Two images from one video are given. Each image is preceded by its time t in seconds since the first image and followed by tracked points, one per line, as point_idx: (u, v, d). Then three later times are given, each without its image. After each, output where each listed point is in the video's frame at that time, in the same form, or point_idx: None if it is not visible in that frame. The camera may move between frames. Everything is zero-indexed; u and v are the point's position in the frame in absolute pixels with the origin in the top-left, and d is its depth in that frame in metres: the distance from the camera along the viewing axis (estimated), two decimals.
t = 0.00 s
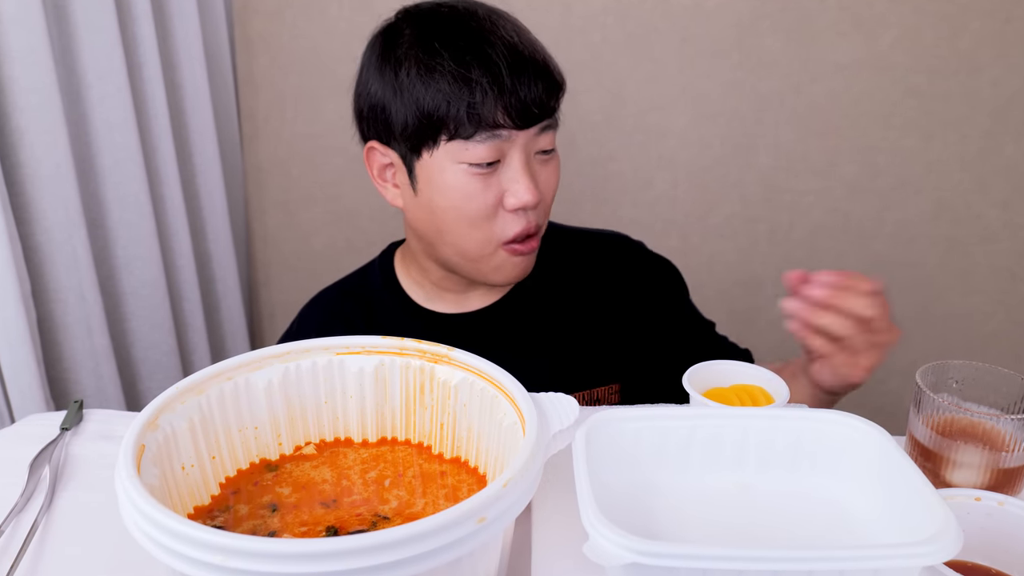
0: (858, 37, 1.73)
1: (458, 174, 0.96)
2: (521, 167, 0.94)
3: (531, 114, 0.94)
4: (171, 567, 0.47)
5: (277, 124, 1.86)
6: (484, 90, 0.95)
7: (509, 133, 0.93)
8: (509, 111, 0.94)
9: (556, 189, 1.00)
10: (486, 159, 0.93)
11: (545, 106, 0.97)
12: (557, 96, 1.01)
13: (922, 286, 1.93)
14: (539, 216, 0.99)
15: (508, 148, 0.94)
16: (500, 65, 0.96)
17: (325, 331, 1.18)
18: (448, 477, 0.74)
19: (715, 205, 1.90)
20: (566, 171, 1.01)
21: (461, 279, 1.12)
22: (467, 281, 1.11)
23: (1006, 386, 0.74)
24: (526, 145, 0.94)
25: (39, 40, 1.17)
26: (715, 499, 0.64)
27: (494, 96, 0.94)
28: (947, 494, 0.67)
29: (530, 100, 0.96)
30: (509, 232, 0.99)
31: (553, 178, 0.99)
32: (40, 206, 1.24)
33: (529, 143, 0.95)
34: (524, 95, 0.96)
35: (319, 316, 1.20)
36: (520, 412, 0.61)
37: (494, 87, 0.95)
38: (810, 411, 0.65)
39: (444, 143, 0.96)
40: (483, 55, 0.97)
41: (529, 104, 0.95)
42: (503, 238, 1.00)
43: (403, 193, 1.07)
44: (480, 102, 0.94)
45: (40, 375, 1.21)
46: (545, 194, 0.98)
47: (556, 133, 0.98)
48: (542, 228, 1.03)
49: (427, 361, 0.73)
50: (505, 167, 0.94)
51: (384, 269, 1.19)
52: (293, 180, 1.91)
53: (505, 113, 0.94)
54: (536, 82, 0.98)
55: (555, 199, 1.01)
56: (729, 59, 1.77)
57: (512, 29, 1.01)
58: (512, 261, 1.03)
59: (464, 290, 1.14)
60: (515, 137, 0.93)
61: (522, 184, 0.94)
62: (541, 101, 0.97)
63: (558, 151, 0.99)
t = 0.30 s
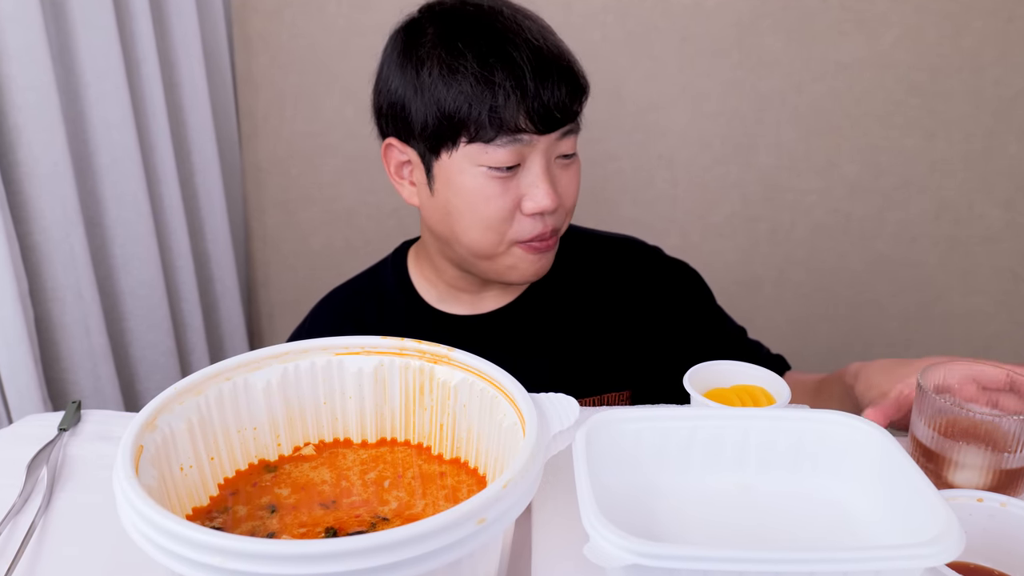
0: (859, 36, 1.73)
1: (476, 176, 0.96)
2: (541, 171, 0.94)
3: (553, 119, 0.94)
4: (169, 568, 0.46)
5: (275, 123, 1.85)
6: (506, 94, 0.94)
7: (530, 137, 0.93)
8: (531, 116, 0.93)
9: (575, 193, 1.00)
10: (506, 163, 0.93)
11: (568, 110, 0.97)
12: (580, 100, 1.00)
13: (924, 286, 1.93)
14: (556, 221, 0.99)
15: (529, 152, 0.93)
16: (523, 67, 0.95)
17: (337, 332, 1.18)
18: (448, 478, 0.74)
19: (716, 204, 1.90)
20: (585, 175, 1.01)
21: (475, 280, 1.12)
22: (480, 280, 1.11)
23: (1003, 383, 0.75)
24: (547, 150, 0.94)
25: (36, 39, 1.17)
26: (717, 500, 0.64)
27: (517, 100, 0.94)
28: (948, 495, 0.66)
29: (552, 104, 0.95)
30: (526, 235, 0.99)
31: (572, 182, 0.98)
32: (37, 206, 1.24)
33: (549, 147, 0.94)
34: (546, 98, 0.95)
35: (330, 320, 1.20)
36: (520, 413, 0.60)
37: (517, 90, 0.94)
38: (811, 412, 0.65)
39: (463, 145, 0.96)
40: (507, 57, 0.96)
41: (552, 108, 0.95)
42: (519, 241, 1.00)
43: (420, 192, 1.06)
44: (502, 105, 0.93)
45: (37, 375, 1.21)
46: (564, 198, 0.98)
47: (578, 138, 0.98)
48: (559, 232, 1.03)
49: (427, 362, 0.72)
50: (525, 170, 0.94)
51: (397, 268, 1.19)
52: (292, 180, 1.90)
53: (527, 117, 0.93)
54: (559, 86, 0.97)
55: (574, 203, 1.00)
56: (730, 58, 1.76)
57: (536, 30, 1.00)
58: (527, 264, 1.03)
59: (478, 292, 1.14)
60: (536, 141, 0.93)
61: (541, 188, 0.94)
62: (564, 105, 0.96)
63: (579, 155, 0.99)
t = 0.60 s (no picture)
0: (861, 35, 1.73)
1: (455, 162, 0.96)
2: (521, 160, 0.92)
3: (531, 105, 0.92)
4: (169, 570, 0.46)
5: (275, 122, 1.85)
6: (485, 79, 0.94)
7: (507, 124, 0.92)
8: (504, 98, 0.93)
9: (565, 190, 0.96)
10: (485, 148, 0.93)
11: (551, 96, 0.95)
12: (573, 87, 0.98)
13: (926, 285, 1.92)
14: (538, 215, 0.97)
15: (509, 139, 0.93)
16: (510, 54, 0.96)
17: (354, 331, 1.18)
18: (447, 479, 0.74)
19: (716, 204, 1.90)
20: (579, 173, 0.97)
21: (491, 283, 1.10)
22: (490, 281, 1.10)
23: (998, 373, 0.74)
24: (529, 139, 0.92)
25: (34, 37, 1.17)
26: (719, 501, 0.64)
27: (494, 84, 0.94)
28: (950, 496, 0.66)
29: (533, 89, 0.94)
30: (504, 228, 0.97)
31: (560, 178, 0.95)
32: (35, 205, 1.24)
33: (533, 137, 0.93)
34: (526, 82, 0.94)
35: (349, 313, 1.20)
36: (520, 414, 0.60)
37: (496, 75, 0.94)
38: (812, 412, 0.65)
39: (444, 130, 0.97)
40: (492, 43, 0.97)
41: (531, 93, 0.93)
42: (499, 233, 0.98)
43: (420, 179, 1.08)
44: (477, 88, 0.94)
45: (35, 376, 1.21)
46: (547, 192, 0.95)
47: (572, 132, 0.95)
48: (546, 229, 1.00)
49: (427, 362, 0.72)
50: (502, 159, 0.93)
51: (419, 267, 1.19)
52: (292, 180, 1.90)
53: (500, 100, 0.93)
54: (546, 71, 0.96)
55: (563, 200, 0.97)
56: (730, 57, 1.76)
57: (533, 19, 1.00)
58: (510, 260, 1.01)
59: (496, 293, 1.12)
60: (515, 128, 0.92)
61: (517, 178, 0.92)
62: (547, 91, 0.95)
63: (573, 151, 0.96)
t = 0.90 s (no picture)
0: (862, 34, 1.72)
1: (447, 152, 0.96)
2: (509, 150, 0.92)
3: (516, 95, 0.92)
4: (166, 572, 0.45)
5: (274, 121, 1.85)
6: (470, 70, 0.95)
7: (494, 113, 0.92)
8: (488, 88, 0.93)
9: (556, 182, 0.95)
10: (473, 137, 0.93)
11: (538, 86, 0.94)
12: (564, 75, 0.96)
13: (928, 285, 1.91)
14: (528, 206, 0.96)
15: (497, 129, 0.92)
16: (498, 44, 0.95)
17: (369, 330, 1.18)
18: (446, 480, 0.73)
19: (716, 203, 1.89)
20: (574, 165, 0.96)
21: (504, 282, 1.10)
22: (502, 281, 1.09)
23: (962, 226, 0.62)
24: (518, 130, 0.92)
25: (31, 35, 1.16)
26: (721, 501, 0.63)
27: (479, 75, 0.94)
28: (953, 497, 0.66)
29: (518, 79, 0.93)
30: (495, 219, 0.97)
31: (550, 169, 0.94)
32: (33, 205, 1.23)
33: (522, 127, 0.92)
34: (511, 72, 0.93)
35: (361, 313, 1.20)
36: (520, 414, 0.59)
37: (483, 66, 0.94)
38: (813, 413, 0.65)
39: (436, 121, 0.98)
40: (483, 34, 0.97)
41: (516, 83, 0.93)
42: (490, 225, 0.98)
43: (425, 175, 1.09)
44: (462, 79, 0.95)
45: (33, 376, 1.21)
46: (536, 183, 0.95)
47: (563, 122, 0.94)
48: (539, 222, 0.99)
49: (426, 362, 0.72)
50: (491, 149, 0.93)
51: (436, 268, 1.18)
52: (292, 179, 1.90)
53: (484, 91, 0.93)
54: (534, 60, 0.95)
55: (555, 192, 0.96)
56: (730, 56, 1.76)
57: (529, 9, 0.99)
58: (503, 253, 1.00)
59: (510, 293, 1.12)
60: (503, 118, 0.92)
61: (504, 168, 0.92)
62: (534, 81, 0.93)
63: (566, 142, 0.94)
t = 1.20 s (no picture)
0: (865, 33, 1.72)
1: (439, 143, 0.97)
2: (499, 138, 0.92)
3: (507, 83, 0.91)
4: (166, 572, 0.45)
5: (273, 120, 1.84)
6: (461, 59, 0.94)
7: (484, 102, 0.92)
8: (479, 77, 0.92)
9: (548, 172, 0.94)
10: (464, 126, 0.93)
11: (529, 73, 0.93)
12: (556, 64, 0.95)
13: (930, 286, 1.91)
14: (520, 197, 0.95)
15: (488, 118, 0.92)
16: (489, 33, 0.95)
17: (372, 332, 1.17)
18: (446, 481, 0.73)
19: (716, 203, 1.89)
20: (567, 155, 0.95)
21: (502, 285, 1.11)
22: (500, 285, 1.10)
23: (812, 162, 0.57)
24: (509, 117, 0.92)
25: (29, 34, 1.16)
26: (724, 501, 0.63)
27: (470, 64, 0.93)
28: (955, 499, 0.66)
29: (509, 67, 0.92)
30: (486, 210, 0.96)
31: (541, 158, 0.94)
32: (31, 205, 1.23)
33: (513, 115, 0.92)
34: (502, 60, 0.93)
35: (362, 316, 1.19)
36: (520, 415, 0.59)
37: (473, 55, 0.94)
38: (815, 413, 0.65)
39: (428, 114, 0.98)
40: (473, 24, 0.96)
41: (506, 71, 0.92)
42: (482, 217, 0.98)
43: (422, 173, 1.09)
44: (454, 68, 0.94)
45: (30, 378, 1.20)
46: (528, 173, 0.94)
47: (554, 111, 0.93)
48: (533, 213, 0.98)
49: (426, 363, 0.71)
50: (482, 138, 0.93)
51: (437, 268, 1.20)
52: (291, 180, 1.90)
53: (475, 80, 0.92)
54: (525, 48, 0.94)
55: (546, 183, 0.95)
56: (733, 56, 1.75)
57: None
58: (496, 246, 1.00)
59: (507, 294, 1.12)
60: (493, 107, 0.92)
61: (495, 156, 0.92)
62: (526, 69, 0.93)
63: (557, 131, 0.94)
